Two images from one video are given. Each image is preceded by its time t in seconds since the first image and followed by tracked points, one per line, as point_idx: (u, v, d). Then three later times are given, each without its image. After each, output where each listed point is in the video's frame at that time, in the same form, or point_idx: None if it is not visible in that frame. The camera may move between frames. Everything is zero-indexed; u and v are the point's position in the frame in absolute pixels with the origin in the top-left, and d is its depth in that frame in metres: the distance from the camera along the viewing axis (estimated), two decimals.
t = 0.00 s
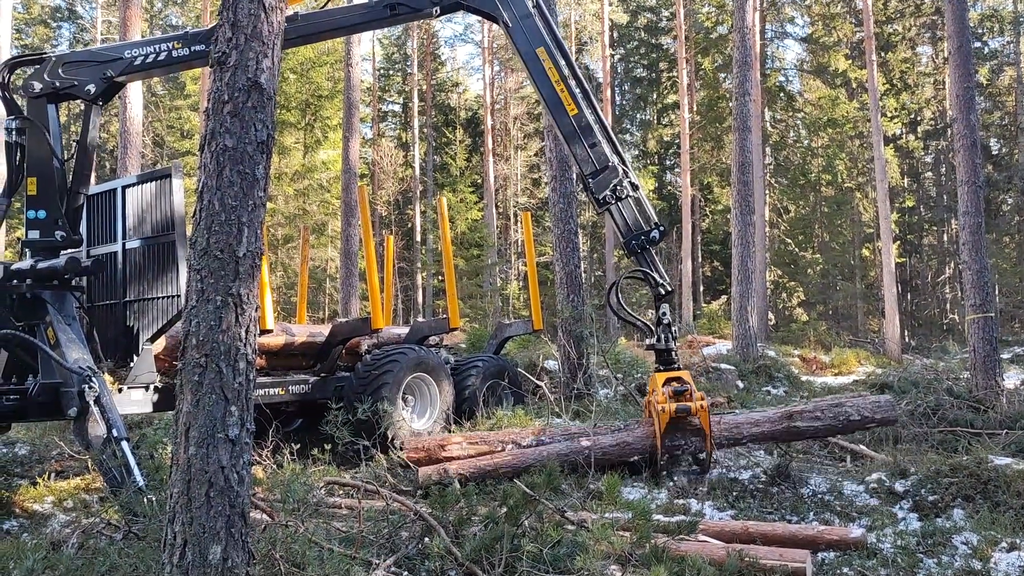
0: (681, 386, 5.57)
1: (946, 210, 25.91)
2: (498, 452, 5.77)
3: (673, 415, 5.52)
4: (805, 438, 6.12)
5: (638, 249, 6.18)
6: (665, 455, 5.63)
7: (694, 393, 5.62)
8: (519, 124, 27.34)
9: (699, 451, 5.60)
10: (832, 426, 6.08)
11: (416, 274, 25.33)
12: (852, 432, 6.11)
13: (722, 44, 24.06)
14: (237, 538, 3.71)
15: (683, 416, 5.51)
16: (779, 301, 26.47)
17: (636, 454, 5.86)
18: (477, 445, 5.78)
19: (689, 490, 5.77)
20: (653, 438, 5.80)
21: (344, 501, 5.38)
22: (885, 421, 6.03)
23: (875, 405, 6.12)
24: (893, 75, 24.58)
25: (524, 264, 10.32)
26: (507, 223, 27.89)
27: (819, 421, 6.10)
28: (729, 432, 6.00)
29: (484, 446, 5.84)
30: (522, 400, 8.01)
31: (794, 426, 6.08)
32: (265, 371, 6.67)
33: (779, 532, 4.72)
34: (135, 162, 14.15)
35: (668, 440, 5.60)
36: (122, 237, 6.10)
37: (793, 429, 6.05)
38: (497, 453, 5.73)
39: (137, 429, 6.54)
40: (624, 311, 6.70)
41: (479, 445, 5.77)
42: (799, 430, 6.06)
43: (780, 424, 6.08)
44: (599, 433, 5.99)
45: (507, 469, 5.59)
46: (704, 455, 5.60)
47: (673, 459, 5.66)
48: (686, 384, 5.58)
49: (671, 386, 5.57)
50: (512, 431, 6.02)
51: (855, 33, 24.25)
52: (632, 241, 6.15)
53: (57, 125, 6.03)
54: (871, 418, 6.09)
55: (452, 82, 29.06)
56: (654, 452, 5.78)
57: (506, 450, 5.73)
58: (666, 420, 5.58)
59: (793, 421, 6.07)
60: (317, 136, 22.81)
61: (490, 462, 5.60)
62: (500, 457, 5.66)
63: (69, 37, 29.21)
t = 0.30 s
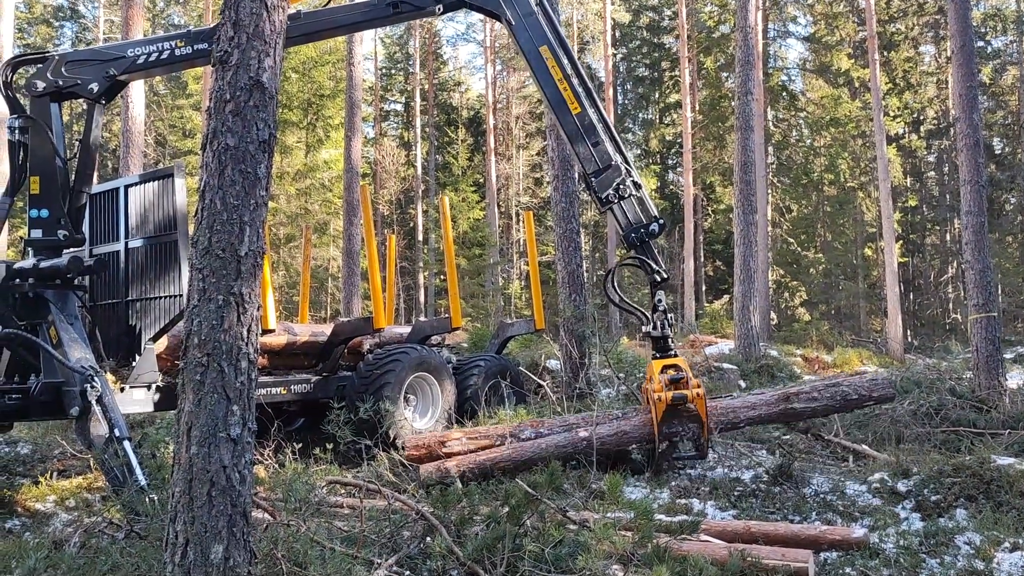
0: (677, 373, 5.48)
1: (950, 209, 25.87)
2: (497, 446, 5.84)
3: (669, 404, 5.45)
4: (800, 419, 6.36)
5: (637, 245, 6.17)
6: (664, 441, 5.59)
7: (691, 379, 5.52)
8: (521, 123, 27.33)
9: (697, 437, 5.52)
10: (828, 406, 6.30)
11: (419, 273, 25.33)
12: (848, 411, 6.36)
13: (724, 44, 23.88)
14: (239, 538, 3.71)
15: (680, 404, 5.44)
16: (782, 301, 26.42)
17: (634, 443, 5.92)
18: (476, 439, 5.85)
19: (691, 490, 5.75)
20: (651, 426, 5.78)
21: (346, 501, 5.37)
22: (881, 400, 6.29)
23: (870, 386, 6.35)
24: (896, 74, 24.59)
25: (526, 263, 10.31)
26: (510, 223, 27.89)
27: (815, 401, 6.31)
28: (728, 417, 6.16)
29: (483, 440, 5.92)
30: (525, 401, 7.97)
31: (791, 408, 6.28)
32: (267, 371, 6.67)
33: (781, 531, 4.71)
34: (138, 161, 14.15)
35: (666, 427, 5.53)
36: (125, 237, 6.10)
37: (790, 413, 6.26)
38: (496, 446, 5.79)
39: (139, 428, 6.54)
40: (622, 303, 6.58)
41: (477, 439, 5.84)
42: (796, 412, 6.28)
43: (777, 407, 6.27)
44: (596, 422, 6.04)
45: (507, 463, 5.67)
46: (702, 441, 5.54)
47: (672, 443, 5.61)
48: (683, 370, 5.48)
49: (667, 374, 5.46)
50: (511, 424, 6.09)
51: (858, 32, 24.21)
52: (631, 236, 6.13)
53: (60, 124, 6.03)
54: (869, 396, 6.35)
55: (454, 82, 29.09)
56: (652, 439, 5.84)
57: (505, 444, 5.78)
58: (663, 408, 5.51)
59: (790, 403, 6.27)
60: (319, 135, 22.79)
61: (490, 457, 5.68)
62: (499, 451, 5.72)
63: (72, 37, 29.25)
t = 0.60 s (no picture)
0: (674, 338, 5.29)
1: (952, 208, 25.82)
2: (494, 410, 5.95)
3: (664, 370, 5.27)
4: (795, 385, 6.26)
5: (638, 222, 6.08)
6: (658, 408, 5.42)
7: (689, 344, 5.32)
8: (523, 122, 27.33)
9: (691, 404, 5.32)
10: (824, 372, 6.19)
11: (421, 272, 25.34)
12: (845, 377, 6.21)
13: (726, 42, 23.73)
14: (241, 537, 3.71)
15: (675, 370, 5.26)
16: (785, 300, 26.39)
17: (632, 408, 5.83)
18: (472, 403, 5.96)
19: (693, 489, 5.73)
20: (646, 391, 5.67)
21: (347, 499, 5.38)
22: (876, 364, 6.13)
23: (865, 350, 6.18)
24: (899, 73, 24.61)
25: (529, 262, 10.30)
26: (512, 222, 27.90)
27: (811, 366, 6.22)
28: (721, 383, 6.08)
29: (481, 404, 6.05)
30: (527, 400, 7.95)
31: (786, 374, 6.20)
32: (270, 369, 6.67)
33: (784, 531, 4.69)
34: (140, 160, 14.14)
35: (660, 393, 5.33)
36: (128, 235, 6.10)
37: (785, 379, 6.18)
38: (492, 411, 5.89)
39: (142, 427, 6.54)
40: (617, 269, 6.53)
41: (474, 403, 5.93)
42: (791, 378, 6.20)
43: (771, 372, 6.19)
44: (594, 386, 6.04)
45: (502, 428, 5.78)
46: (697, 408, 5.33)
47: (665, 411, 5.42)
48: (680, 336, 5.29)
49: (664, 339, 5.28)
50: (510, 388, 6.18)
51: (861, 31, 24.19)
52: (632, 213, 6.05)
53: (63, 122, 6.03)
54: (864, 361, 6.17)
55: (457, 80, 29.11)
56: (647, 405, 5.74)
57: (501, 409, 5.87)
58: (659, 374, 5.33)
59: (783, 369, 6.19)
60: (321, 134, 22.80)
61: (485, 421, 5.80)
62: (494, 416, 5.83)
63: (74, 36, 29.28)
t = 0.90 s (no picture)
0: (669, 299, 5.24)
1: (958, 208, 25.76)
2: (490, 366, 5.95)
3: (659, 330, 5.20)
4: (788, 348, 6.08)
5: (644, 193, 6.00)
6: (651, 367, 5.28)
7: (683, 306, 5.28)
8: (528, 121, 27.35)
9: (684, 364, 5.23)
10: (818, 335, 5.99)
11: (426, 271, 25.35)
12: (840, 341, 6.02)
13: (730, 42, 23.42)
14: (246, 535, 3.71)
15: (669, 331, 5.20)
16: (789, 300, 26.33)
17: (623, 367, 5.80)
18: (470, 360, 5.94)
19: (697, 488, 5.71)
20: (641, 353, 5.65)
21: (351, 497, 5.39)
22: (871, 329, 5.90)
23: (862, 313, 5.97)
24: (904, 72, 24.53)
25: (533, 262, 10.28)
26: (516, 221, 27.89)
27: (805, 328, 6.01)
28: (712, 345, 5.91)
29: (477, 359, 5.98)
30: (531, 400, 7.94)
31: (778, 336, 5.99)
32: (273, 368, 6.67)
33: (787, 530, 4.69)
34: (145, 159, 14.15)
35: (654, 353, 5.24)
36: (132, 234, 6.11)
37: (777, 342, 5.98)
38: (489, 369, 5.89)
39: (147, 425, 6.56)
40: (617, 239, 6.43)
41: (471, 361, 5.92)
42: (784, 340, 5.99)
43: (763, 334, 5.99)
44: (590, 344, 6.01)
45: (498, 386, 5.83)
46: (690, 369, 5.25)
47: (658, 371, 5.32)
48: (675, 297, 5.26)
49: (658, 299, 5.24)
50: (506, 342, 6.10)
51: (866, 30, 24.15)
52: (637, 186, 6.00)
53: (68, 120, 6.05)
54: (858, 325, 5.95)
55: (461, 80, 29.16)
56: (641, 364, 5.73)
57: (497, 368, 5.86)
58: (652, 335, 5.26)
59: (776, 332, 5.99)
60: (326, 133, 22.83)
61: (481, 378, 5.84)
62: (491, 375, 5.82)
63: (79, 35, 29.37)
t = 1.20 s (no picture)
0: (670, 256, 5.07)
1: (966, 209, 25.70)
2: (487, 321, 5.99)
3: (657, 288, 5.04)
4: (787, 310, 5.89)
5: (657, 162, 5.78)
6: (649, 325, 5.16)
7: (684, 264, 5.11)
8: (534, 122, 27.40)
9: (683, 323, 5.11)
10: (819, 298, 5.76)
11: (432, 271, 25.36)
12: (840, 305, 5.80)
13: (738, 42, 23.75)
14: (254, 534, 3.73)
15: (669, 289, 5.04)
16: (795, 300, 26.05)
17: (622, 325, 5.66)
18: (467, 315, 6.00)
19: (704, 489, 5.71)
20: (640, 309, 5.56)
21: (358, 497, 5.40)
22: (871, 293, 5.68)
23: (863, 276, 5.73)
24: (912, 72, 24.39)
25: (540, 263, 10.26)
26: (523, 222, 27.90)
27: (805, 290, 5.80)
28: (710, 303, 5.73)
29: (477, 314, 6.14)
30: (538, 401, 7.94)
31: (777, 298, 5.80)
32: (280, 369, 6.68)
33: (795, 532, 4.68)
34: (153, 160, 14.19)
35: (652, 311, 5.12)
36: (141, 235, 6.14)
37: (777, 303, 5.78)
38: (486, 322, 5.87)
39: (154, 425, 6.58)
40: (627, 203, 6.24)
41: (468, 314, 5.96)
42: (782, 302, 5.80)
43: (762, 295, 5.81)
44: (590, 301, 5.90)
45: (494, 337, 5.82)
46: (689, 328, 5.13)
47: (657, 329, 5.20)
48: (676, 255, 5.08)
49: (659, 257, 5.07)
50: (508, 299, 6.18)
51: (874, 31, 24.11)
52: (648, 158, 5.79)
53: (77, 122, 6.07)
54: (858, 289, 5.72)
55: (467, 81, 29.21)
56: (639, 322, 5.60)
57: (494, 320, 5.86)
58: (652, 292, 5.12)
59: (775, 293, 5.79)
60: (333, 134, 22.91)
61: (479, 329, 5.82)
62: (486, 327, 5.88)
63: (88, 36, 29.53)
